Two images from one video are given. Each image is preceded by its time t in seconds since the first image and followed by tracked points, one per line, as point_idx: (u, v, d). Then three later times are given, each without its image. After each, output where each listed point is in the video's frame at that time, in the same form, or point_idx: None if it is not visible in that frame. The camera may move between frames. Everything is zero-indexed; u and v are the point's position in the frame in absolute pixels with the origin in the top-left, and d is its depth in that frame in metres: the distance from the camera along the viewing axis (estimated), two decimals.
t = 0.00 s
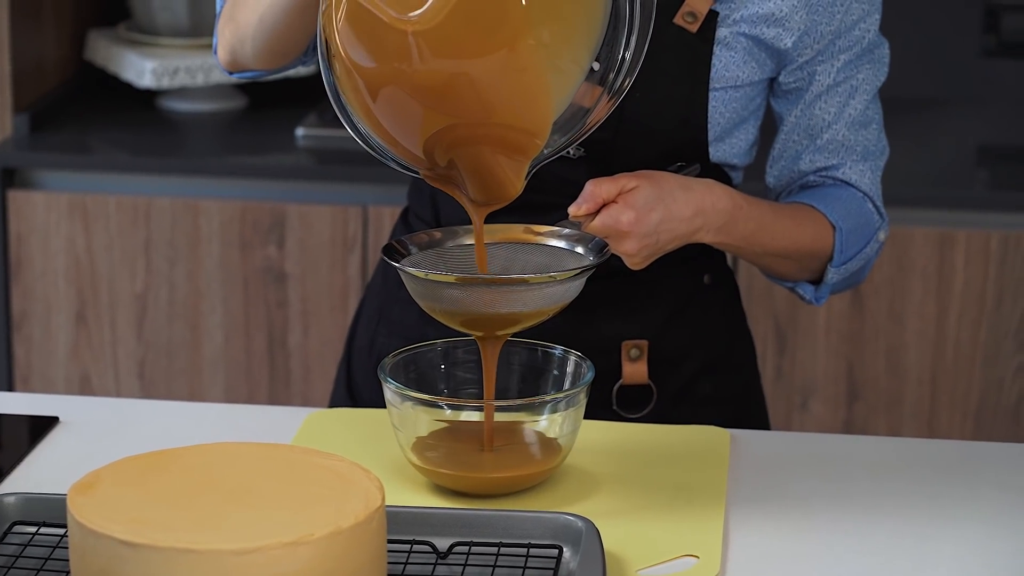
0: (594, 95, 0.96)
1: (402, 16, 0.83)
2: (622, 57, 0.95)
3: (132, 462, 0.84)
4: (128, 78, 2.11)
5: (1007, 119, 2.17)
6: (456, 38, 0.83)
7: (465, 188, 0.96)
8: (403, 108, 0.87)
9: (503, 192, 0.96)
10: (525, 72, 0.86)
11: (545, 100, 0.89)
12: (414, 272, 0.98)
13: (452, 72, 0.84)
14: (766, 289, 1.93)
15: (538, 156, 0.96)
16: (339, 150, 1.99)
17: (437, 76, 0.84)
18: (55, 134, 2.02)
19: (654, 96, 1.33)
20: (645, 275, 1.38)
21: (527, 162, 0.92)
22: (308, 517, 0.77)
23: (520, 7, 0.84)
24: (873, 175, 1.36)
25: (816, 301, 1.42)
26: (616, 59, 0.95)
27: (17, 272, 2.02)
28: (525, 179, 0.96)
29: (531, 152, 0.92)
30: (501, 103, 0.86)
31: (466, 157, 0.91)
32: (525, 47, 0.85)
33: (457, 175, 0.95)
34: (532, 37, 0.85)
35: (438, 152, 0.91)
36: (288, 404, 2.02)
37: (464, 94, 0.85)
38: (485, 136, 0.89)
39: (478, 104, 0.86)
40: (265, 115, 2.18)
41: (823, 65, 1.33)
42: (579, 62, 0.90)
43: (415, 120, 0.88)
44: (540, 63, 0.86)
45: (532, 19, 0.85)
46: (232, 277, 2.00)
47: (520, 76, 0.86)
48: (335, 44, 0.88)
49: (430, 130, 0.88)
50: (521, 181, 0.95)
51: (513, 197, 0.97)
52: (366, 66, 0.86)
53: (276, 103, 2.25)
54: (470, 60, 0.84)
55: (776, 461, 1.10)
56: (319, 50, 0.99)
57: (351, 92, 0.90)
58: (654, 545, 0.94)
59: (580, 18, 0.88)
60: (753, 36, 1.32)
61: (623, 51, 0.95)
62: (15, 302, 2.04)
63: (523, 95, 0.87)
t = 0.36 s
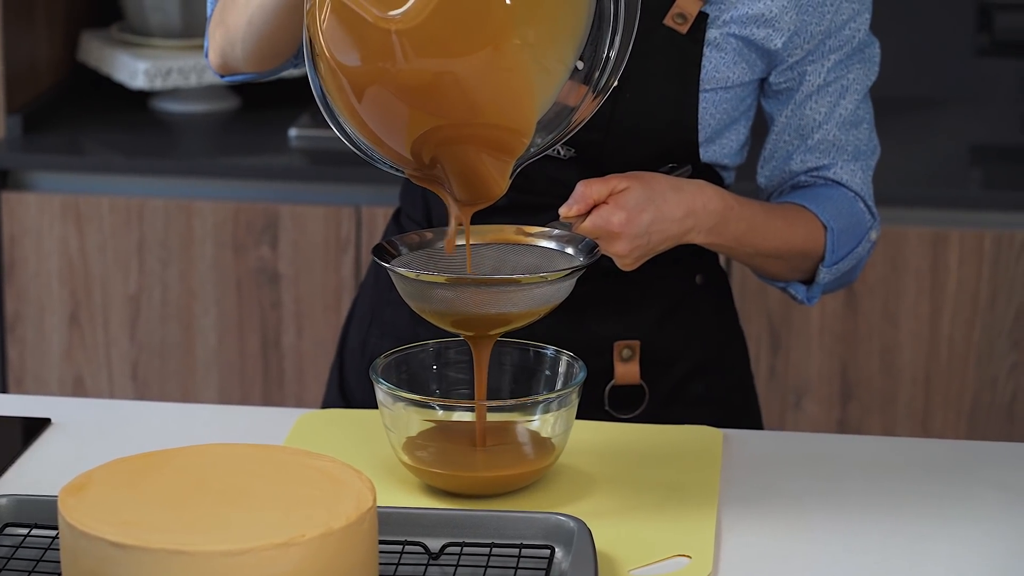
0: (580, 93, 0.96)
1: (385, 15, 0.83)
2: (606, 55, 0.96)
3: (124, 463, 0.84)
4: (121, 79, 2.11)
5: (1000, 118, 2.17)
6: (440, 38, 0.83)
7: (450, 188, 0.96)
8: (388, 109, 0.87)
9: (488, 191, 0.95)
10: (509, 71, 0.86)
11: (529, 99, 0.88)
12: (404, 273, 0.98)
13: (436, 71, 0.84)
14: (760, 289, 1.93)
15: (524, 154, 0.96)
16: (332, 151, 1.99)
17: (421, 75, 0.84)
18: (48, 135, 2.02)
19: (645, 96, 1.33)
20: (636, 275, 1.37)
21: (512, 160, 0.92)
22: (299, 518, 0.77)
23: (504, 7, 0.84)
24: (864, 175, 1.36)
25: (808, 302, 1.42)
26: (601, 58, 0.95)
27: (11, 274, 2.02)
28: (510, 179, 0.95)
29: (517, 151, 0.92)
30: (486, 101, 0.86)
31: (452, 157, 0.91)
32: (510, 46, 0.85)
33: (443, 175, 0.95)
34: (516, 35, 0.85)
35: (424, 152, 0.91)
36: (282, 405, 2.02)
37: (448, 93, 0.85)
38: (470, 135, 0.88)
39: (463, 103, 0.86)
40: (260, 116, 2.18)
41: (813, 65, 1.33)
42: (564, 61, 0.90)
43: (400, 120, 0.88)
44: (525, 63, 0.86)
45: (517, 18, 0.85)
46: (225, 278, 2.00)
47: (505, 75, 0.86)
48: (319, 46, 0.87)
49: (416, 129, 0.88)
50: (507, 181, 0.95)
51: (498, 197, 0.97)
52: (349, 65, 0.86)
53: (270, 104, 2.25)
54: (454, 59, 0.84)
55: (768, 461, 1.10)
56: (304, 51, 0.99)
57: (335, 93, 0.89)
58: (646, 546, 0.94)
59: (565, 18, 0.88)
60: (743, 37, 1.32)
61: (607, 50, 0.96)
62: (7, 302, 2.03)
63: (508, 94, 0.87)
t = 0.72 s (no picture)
0: (572, 92, 0.95)
1: (374, 20, 0.83)
2: (597, 56, 0.95)
3: (118, 463, 0.84)
4: (117, 79, 2.11)
5: (996, 117, 2.17)
6: (430, 40, 0.83)
7: (442, 191, 0.96)
8: (379, 112, 0.87)
9: (480, 193, 0.95)
10: (500, 73, 0.85)
11: (521, 101, 0.88)
12: (399, 273, 0.98)
13: (426, 74, 0.84)
14: (756, 288, 1.93)
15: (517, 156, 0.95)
16: (328, 151, 1.99)
17: (411, 78, 0.84)
18: (44, 136, 2.02)
19: (639, 96, 1.33)
20: (631, 275, 1.37)
21: (504, 162, 0.92)
22: (294, 518, 0.77)
23: (494, 9, 0.84)
24: (858, 173, 1.36)
25: (803, 301, 1.42)
26: (592, 58, 0.95)
27: (6, 274, 2.01)
28: (502, 181, 0.95)
29: (509, 153, 0.91)
30: (476, 104, 0.86)
31: (443, 159, 0.91)
32: (500, 49, 0.85)
33: (434, 177, 0.95)
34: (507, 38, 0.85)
35: (415, 155, 0.91)
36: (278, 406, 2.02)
37: (439, 96, 0.85)
38: (461, 137, 0.88)
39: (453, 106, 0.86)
40: (256, 116, 2.18)
41: (807, 64, 1.33)
42: (556, 64, 0.90)
43: (391, 123, 0.88)
44: (516, 65, 0.86)
45: (507, 21, 0.84)
46: (221, 278, 1.99)
47: (496, 77, 0.85)
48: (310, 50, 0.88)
49: (407, 132, 0.88)
50: (499, 183, 0.95)
51: (489, 199, 0.97)
52: (340, 68, 0.86)
53: (267, 104, 2.25)
54: (444, 62, 0.84)
55: (762, 461, 1.10)
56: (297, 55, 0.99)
57: (327, 96, 0.90)
58: (640, 546, 0.94)
59: (556, 20, 0.88)
60: (736, 36, 1.32)
61: (598, 49, 0.95)
62: (3, 303, 2.03)
63: (500, 97, 0.87)
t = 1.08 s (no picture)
0: (567, 93, 0.96)
1: (365, 29, 0.83)
2: (590, 57, 0.96)
3: (112, 464, 0.83)
4: (113, 78, 2.10)
5: (993, 115, 2.17)
6: (421, 49, 0.83)
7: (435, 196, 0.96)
8: (371, 119, 0.87)
9: (473, 198, 0.95)
10: (492, 79, 0.85)
11: (513, 106, 0.88)
12: (394, 272, 0.98)
13: (418, 82, 0.84)
14: (752, 287, 1.93)
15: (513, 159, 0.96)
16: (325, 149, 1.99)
17: (403, 86, 0.84)
18: (40, 135, 2.02)
19: (635, 95, 1.33)
20: (627, 274, 1.38)
21: (497, 167, 0.92)
22: (290, 518, 0.77)
23: (485, 16, 0.84)
24: (854, 171, 1.36)
25: (800, 299, 1.42)
26: (585, 59, 0.95)
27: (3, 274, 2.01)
28: (494, 187, 0.96)
29: (502, 157, 0.91)
30: (468, 111, 0.86)
31: (436, 166, 0.91)
32: (492, 56, 0.84)
33: (428, 182, 0.95)
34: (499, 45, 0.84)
35: (408, 161, 0.91)
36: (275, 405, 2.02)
37: (431, 104, 0.85)
38: (454, 143, 0.88)
39: (446, 113, 0.86)
40: (253, 114, 2.18)
41: (802, 63, 1.33)
42: (548, 69, 0.89)
43: (384, 130, 0.88)
44: (508, 72, 0.86)
45: (499, 28, 0.84)
46: (217, 278, 1.99)
47: (488, 84, 0.85)
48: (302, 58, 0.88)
49: (399, 140, 0.88)
50: (490, 190, 0.96)
51: (481, 204, 0.97)
52: (331, 75, 0.86)
53: (264, 103, 2.25)
54: (436, 70, 0.84)
55: (758, 459, 1.10)
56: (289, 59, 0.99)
57: (320, 104, 0.89)
58: (636, 545, 0.94)
59: (548, 25, 0.88)
60: (732, 35, 1.32)
61: (592, 50, 0.96)
62: None
63: (492, 103, 0.86)
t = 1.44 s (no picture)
0: (561, 89, 0.95)
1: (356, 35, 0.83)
2: (582, 52, 0.96)
3: (109, 463, 0.83)
4: (111, 78, 2.10)
5: (990, 113, 2.17)
6: (413, 54, 0.83)
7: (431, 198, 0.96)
8: (364, 124, 0.87)
9: (477, 198, 0.95)
10: (485, 82, 0.85)
11: (507, 109, 0.88)
12: (388, 269, 0.98)
13: (409, 88, 0.84)
14: (750, 286, 1.93)
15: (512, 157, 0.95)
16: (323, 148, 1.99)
17: (395, 92, 0.84)
18: (37, 135, 2.01)
19: (633, 92, 1.33)
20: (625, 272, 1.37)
21: (493, 169, 0.92)
22: (286, 517, 0.77)
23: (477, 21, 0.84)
24: (852, 168, 1.37)
25: (798, 297, 1.42)
26: (578, 55, 0.95)
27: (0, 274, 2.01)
28: (497, 186, 0.95)
29: (497, 160, 0.91)
30: (461, 115, 0.86)
31: (431, 169, 0.91)
32: (483, 60, 0.84)
33: (423, 186, 0.95)
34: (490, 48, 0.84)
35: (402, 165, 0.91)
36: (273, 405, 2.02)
37: (424, 108, 0.85)
38: (448, 147, 0.88)
39: (438, 117, 0.86)
40: (250, 114, 2.18)
41: (800, 59, 1.33)
42: (540, 70, 0.89)
43: (377, 135, 0.88)
44: (499, 75, 0.86)
45: (490, 32, 0.84)
46: (215, 277, 1.99)
47: (480, 88, 0.85)
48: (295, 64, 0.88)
49: (393, 144, 0.88)
50: (496, 187, 0.95)
51: (487, 204, 0.96)
52: (323, 80, 0.86)
53: (262, 102, 2.25)
54: (428, 75, 0.84)
55: (756, 457, 1.10)
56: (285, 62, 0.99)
57: (313, 110, 0.90)
58: (633, 544, 0.94)
59: (539, 27, 0.88)
60: (730, 30, 1.31)
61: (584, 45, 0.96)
62: None
63: (484, 107, 0.86)
